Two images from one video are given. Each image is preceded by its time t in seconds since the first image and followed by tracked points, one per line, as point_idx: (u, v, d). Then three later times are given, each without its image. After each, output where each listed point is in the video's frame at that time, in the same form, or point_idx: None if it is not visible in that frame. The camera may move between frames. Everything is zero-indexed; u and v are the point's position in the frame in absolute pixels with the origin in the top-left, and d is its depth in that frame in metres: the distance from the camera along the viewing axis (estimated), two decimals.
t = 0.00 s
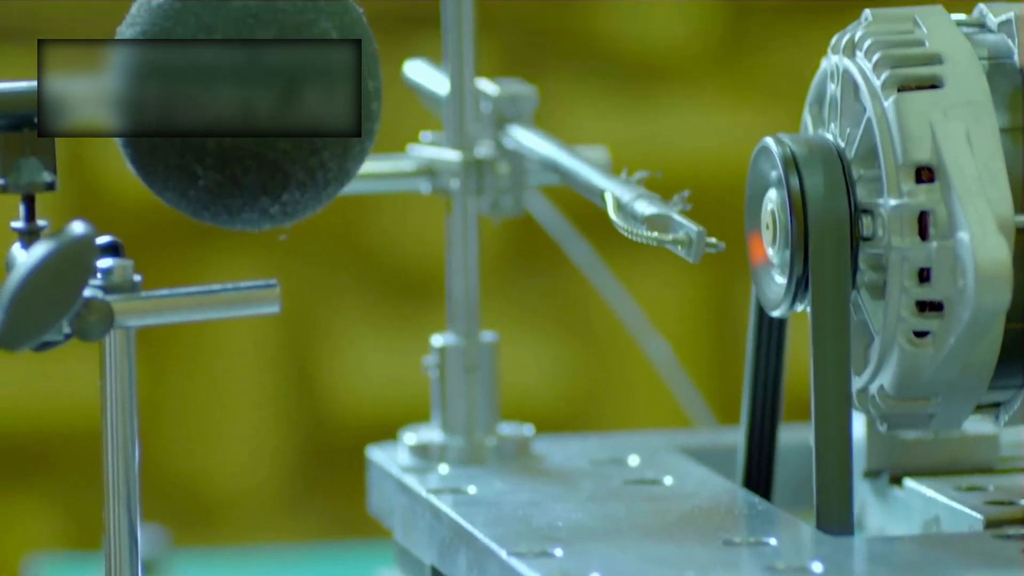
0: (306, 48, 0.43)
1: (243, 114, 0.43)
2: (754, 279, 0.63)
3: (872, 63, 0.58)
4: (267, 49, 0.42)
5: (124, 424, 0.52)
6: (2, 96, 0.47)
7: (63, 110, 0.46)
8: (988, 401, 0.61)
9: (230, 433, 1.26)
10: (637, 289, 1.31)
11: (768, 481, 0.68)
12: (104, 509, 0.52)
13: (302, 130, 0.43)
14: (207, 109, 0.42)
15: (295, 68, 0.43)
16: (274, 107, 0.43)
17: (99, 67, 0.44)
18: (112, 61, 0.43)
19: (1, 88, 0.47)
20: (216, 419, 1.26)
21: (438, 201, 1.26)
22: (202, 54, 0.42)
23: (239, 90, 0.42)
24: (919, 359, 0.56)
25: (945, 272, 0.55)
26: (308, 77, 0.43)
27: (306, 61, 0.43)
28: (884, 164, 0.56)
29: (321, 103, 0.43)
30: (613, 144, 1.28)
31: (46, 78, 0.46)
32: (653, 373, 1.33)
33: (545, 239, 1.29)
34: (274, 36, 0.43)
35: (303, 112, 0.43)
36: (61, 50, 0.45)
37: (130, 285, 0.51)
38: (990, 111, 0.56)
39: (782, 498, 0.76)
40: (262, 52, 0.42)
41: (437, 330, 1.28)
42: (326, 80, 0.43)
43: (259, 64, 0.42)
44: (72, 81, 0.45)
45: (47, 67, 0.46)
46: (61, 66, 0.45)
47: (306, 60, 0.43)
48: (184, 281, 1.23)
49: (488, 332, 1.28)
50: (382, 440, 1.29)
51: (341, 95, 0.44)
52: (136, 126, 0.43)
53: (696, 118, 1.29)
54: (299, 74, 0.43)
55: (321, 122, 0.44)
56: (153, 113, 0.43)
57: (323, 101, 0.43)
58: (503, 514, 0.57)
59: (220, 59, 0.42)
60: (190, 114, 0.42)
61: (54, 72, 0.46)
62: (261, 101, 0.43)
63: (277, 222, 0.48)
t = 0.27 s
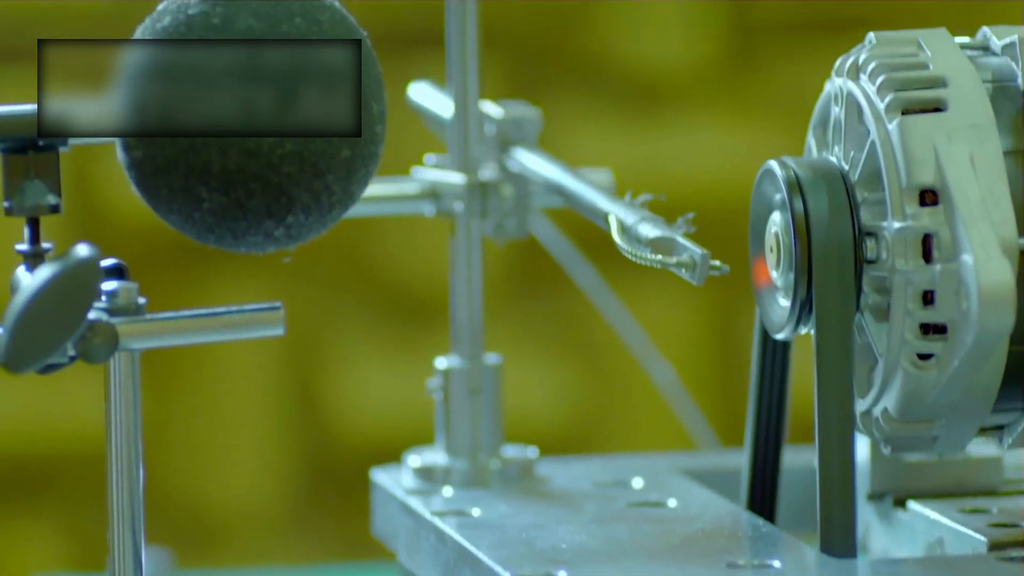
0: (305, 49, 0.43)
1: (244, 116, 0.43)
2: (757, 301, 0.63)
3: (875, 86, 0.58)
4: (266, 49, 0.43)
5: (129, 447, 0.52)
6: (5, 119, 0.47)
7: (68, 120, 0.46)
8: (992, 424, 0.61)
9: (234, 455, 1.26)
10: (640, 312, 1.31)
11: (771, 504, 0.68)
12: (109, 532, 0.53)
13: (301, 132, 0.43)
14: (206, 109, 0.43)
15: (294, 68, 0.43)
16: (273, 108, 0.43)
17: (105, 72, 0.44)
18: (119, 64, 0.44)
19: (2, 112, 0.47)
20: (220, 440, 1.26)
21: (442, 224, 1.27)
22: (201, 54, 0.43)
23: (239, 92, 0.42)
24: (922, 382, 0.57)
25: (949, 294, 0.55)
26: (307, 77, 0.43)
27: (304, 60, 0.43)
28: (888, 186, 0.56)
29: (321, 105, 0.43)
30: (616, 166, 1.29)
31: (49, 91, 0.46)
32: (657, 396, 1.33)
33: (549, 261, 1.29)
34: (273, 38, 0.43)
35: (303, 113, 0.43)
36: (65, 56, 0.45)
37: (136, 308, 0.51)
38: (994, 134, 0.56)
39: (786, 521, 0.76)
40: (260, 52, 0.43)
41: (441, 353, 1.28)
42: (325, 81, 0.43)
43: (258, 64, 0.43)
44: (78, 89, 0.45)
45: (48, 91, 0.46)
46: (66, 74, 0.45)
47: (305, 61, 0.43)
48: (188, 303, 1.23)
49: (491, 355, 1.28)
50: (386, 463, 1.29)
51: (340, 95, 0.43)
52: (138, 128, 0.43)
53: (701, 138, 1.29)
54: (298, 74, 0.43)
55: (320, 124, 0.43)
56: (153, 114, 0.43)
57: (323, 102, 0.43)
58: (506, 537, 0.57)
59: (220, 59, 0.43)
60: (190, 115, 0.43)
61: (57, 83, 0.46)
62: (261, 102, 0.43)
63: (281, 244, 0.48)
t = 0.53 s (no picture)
0: (305, 49, 0.43)
1: (243, 115, 0.43)
2: (760, 317, 0.64)
3: (878, 101, 0.58)
4: (266, 49, 0.43)
5: (131, 463, 0.52)
6: (6, 135, 0.46)
7: (71, 118, 0.46)
8: (994, 440, 0.61)
9: (236, 470, 1.26)
10: (643, 328, 1.31)
11: (773, 520, 0.68)
12: (112, 548, 0.53)
13: (301, 132, 0.44)
14: (207, 109, 0.43)
15: (294, 68, 0.43)
16: (273, 108, 0.43)
17: (111, 73, 0.44)
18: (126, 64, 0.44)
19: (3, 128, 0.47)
20: (223, 456, 1.26)
21: (446, 240, 1.27)
22: (205, 53, 0.43)
23: (240, 91, 0.43)
24: (924, 398, 0.57)
25: (951, 310, 0.55)
26: (306, 77, 0.43)
27: (305, 61, 0.43)
28: (890, 202, 0.56)
29: (321, 106, 0.44)
30: (618, 182, 1.29)
31: (50, 90, 0.46)
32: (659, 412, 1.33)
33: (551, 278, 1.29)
34: (274, 39, 0.44)
35: (302, 112, 0.43)
36: (71, 58, 0.46)
37: (138, 324, 0.51)
38: (996, 150, 0.56)
39: (788, 537, 0.76)
40: (261, 52, 0.43)
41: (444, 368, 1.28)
42: (324, 81, 0.44)
43: (258, 65, 0.43)
44: (83, 89, 0.45)
45: (48, 101, 0.46)
46: (71, 76, 0.46)
47: (306, 61, 0.43)
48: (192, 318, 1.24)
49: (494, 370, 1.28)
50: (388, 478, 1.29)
51: (340, 97, 0.44)
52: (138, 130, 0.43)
53: (704, 152, 1.29)
54: (297, 74, 0.43)
55: (320, 125, 0.44)
56: (153, 113, 0.43)
57: (323, 102, 0.44)
58: (508, 552, 0.57)
59: (222, 59, 0.43)
60: (190, 115, 0.43)
61: (60, 83, 0.46)
62: (261, 101, 0.43)
63: (285, 260, 0.48)
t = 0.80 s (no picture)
0: (307, 49, 0.43)
1: (244, 116, 0.43)
2: (762, 333, 0.64)
3: (880, 118, 0.59)
4: (267, 49, 0.43)
5: (133, 479, 0.53)
6: (9, 150, 0.46)
7: (75, 117, 0.45)
8: (996, 456, 0.61)
9: (239, 486, 1.26)
10: (645, 344, 1.31)
11: (775, 536, 0.68)
12: (115, 564, 0.53)
13: (303, 133, 0.44)
14: (208, 109, 0.43)
15: (294, 66, 0.43)
16: (274, 108, 0.43)
17: (116, 74, 0.45)
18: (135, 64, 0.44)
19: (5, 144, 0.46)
20: (226, 470, 1.26)
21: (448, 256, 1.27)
22: (208, 53, 0.43)
23: (240, 90, 0.43)
24: (925, 414, 0.57)
25: (952, 327, 0.55)
26: (307, 76, 0.43)
27: (307, 61, 0.43)
28: (893, 218, 0.56)
29: (322, 105, 0.44)
30: (620, 199, 1.29)
31: (50, 90, 0.45)
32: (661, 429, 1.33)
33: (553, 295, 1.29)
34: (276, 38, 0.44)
35: (303, 111, 0.43)
36: (73, 56, 0.45)
37: (140, 339, 0.51)
38: (998, 166, 0.57)
39: (790, 553, 0.76)
40: (262, 51, 0.43)
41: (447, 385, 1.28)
42: (323, 78, 0.43)
43: (259, 65, 0.43)
44: (88, 90, 0.45)
45: (48, 100, 0.45)
46: (72, 76, 0.45)
47: (306, 61, 0.43)
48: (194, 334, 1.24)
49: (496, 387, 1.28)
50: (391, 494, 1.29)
51: (341, 98, 0.44)
52: (144, 135, 0.44)
53: (705, 168, 1.29)
54: (298, 72, 0.43)
55: (321, 125, 0.44)
56: (157, 112, 0.43)
57: (323, 99, 0.43)
58: (511, 569, 0.58)
59: (224, 58, 0.43)
60: (192, 115, 0.43)
61: (62, 82, 0.45)
62: (261, 101, 0.43)
63: (287, 276, 0.49)
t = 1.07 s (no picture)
0: (307, 50, 0.44)
1: (244, 117, 0.43)
2: (763, 346, 0.64)
3: (881, 131, 0.59)
4: (267, 49, 0.43)
5: (135, 492, 0.53)
6: (11, 164, 0.46)
7: (74, 118, 0.45)
8: (997, 469, 0.61)
9: (240, 499, 1.26)
10: (646, 357, 1.31)
11: (777, 550, 0.68)
12: None
13: (304, 131, 0.44)
14: (208, 111, 0.43)
15: (295, 67, 0.43)
16: (274, 108, 0.43)
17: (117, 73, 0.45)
18: (140, 65, 0.45)
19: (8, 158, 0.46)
20: (227, 483, 1.26)
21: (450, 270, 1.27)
22: (208, 54, 0.43)
23: (240, 92, 0.43)
24: (927, 428, 0.57)
25: (954, 341, 0.55)
26: (307, 77, 0.43)
27: (305, 62, 0.44)
28: (894, 232, 0.56)
29: (321, 105, 0.44)
30: (621, 213, 1.29)
31: (49, 90, 0.45)
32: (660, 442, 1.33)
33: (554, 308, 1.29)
34: (276, 38, 0.44)
35: (303, 111, 0.43)
36: (74, 57, 0.45)
37: (142, 353, 0.51)
38: (999, 180, 0.57)
39: (790, 567, 0.76)
40: (262, 50, 0.43)
41: (449, 398, 1.28)
42: (323, 79, 0.44)
43: (259, 65, 0.43)
44: (87, 90, 0.45)
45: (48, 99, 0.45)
46: (72, 75, 0.45)
47: (307, 63, 0.44)
48: (196, 348, 1.24)
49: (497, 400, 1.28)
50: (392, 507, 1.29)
51: (339, 99, 0.44)
52: (148, 145, 0.44)
53: (707, 182, 1.29)
54: (298, 73, 0.43)
55: (320, 123, 0.44)
56: (159, 116, 0.43)
57: (323, 99, 0.44)
58: None
59: (224, 59, 0.43)
60: (192, 117, 0.43)
61: (62, 83, 0.45)
62: (261, 102, 0.43)
63: (288, 290, 0.49)
